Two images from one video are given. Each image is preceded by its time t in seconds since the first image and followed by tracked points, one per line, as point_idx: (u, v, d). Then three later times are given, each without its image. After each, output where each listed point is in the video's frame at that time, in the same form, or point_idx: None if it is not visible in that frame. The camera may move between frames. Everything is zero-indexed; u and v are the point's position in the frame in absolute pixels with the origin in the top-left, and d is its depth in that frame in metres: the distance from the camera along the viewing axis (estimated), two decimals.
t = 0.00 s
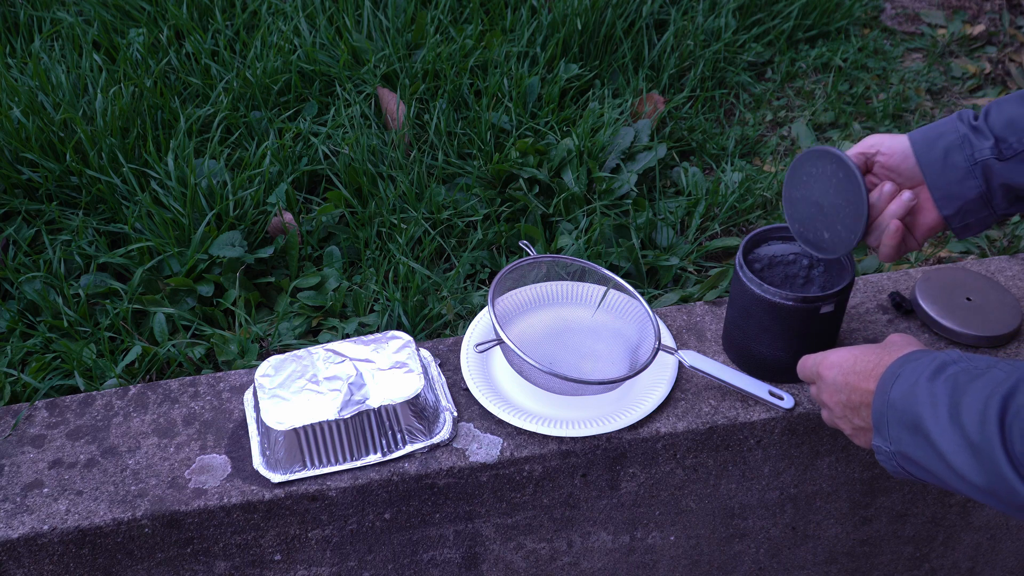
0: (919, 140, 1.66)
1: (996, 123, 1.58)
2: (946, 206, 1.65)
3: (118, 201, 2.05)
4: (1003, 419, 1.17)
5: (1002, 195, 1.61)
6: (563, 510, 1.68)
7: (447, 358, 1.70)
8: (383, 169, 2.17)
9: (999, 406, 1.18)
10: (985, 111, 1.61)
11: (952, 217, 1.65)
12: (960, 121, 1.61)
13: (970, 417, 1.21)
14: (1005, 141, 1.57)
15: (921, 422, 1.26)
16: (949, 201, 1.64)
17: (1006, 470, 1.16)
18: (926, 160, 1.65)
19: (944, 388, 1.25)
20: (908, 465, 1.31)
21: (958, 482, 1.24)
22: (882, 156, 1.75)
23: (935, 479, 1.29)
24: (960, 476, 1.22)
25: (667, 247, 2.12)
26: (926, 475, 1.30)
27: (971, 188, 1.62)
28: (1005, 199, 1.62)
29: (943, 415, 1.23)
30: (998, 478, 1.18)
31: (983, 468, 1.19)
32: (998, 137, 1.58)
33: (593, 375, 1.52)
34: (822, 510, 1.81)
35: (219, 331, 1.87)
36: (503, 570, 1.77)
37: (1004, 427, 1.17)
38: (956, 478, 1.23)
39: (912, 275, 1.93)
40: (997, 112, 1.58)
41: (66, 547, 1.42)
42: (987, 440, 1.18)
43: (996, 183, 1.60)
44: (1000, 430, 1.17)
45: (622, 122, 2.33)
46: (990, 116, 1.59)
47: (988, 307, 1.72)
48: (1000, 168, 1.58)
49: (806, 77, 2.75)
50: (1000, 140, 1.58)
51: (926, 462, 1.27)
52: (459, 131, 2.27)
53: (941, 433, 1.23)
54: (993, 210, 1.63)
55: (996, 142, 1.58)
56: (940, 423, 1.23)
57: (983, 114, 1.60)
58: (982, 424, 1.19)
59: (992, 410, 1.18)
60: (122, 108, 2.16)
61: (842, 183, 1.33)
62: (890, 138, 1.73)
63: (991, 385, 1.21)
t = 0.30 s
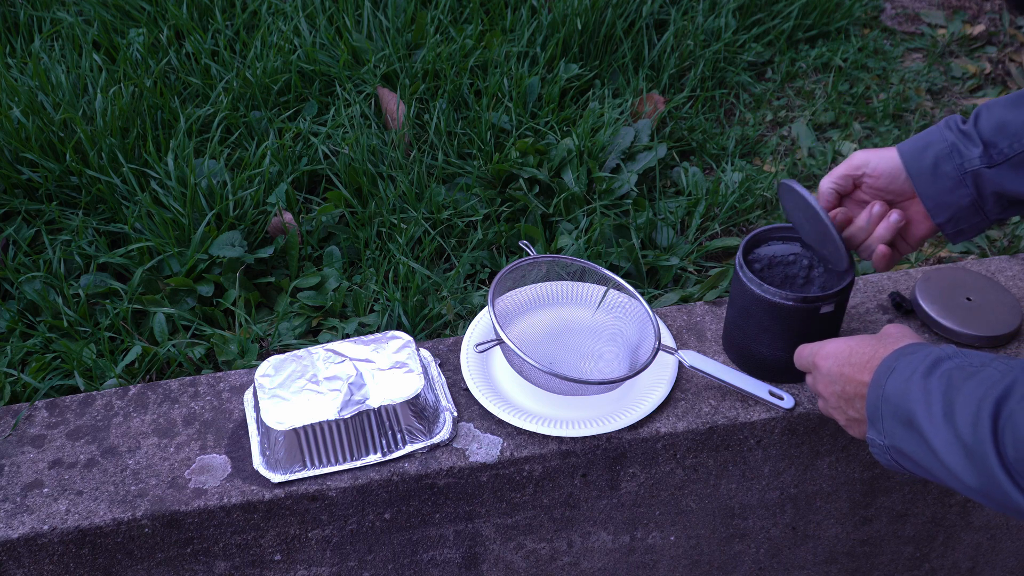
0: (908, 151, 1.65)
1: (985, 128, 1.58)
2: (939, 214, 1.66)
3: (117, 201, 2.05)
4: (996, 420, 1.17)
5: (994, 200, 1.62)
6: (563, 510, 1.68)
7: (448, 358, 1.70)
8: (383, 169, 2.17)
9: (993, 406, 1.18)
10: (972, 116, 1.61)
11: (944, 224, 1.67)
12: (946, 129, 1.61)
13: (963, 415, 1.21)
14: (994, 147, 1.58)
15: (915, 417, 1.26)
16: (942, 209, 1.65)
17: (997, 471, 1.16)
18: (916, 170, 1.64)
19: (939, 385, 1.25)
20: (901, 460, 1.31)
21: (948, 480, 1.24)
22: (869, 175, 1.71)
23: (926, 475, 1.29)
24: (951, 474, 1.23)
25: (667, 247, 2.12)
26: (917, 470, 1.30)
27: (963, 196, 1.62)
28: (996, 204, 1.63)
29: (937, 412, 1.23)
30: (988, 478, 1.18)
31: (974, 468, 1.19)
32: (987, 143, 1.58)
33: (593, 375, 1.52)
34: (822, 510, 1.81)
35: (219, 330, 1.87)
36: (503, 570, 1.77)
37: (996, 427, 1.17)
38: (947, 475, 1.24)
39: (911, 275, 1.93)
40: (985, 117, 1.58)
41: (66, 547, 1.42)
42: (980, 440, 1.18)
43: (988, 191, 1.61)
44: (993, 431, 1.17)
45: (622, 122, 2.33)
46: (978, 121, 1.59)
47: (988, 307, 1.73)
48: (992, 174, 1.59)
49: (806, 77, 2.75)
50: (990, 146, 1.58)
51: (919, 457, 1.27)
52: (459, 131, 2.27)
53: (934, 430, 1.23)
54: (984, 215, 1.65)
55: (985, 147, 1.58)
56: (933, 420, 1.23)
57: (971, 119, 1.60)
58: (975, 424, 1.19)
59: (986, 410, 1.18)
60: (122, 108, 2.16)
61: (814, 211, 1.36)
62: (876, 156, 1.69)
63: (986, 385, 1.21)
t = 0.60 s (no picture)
0: (909, 143, 1.65)
1: (986, 118, 1.58)
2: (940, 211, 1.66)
3: (117, 201, 2.05)
4: (990, 429, 1.17)
5: (995, 191, 1.63)
6: (563, 510, 1.68)
7: (447, 358, 1.71)
8: (383, 169, 2.17)
9: (988, 415, 1.18)
10: (971, 106, 1.61)
11: (944, 214, 1.67)
12: (947, 119, 1.61)
13: (958, 424, 1.21)
14: (996, 137, 1.58)
15: (910, 425, 1.26)
16: (942, 199, 1.66)
17: (991, 480, 1.16)
18: (917, 161, 1.64)
19: (934, 392, 1.25)
20: (898, 466, 1.32)
21: (945, 487, 1.25)
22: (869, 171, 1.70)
23: (923, 481, 1.30)
24: (947, 482, 1.23)
25: (667, 247, 2.12)
26: (914, 476, 1.31)
27: (964, 187, 1.63)
28: (996, 195, 1.64)
29: (932, 421, 1.23)
30: (983, 487, 1.18)
31: (969, 477, 1.19)
32: (989, 133, 1.58)
33: (593, 375, 1.52)
34: (822, 510, 1.81)
35: (219, 330, 1.87)
36: (503, 570, 1.77)
37: (991, 437, 1.17)
38: (943, 483, 1.24)
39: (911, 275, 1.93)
40: (986, 106, 1.58)
41: (66, 547, 1.42)
42: (974, 449, 1.18)
43: (989, 181, 1.62)
44: (988, 440, 1.17)
45: (622, 122, 2.33)
46: (979, 110, 1.59)
47: (988, 306, 1.73)
48: (993, 165, 1.60)
49: (806, 77, 2.75)
50: (991, 136, 1.58)
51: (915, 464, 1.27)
52: (459, 131, 2.27)
53: (929, 438, 1.23)
54: (984, 205, 1.65)
55: (988, 139, 1.58)
56: (928, 428, 1.24)
57: (973, 109, 1.60)
58: (970, 433, 1.19)
59: (981, 419, 1.18)
60: (122, 108, 2.16)
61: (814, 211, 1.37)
62: (879, 153, 1.67)
63: (981, 393, 1.20)
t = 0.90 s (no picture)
0: (921, 134, 1.66)
1: (996, 116, 1.58)
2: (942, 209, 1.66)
3: (117, 201, 2.05)
4: (986, 432, 1.17)
5: (1004, 189, 1.63)
6: (563, 510, 1.67)
7: (447, 358, 1.70)
8: (383, 169, 2.17)
9: (984, 418, 1.17)
10: (983, 104, 1.61)
11: (953, 207, 1.67)
12: (960, 114, 1.61)
13: (954, 426, 1.21)
14: (1006, 135, 1.58)
15: (907, 427, 1.26)
16: (951, 193, 1.66)
17: (986, 483, 1.16)
18: (927, 153, 1.65)
19: (931, 394, 1.25)
20: (895, 467, 1.32)
21: (941, 489, 1.25)
22: (881, 152, 1.73)
23: (920, 483, 1.29)
24: (943, 485, 1.23)
25: (667, 247, 2.12)
26: (911, 478, 1.31)
27: (973, 182, 1.63)
28: (1006, 192, 1.63)
29: (928, 422, 1.23)
30: (978, 489, 1.18)
31: (965, 480, 1.19)
32: (999, 131, 1.58)
33: (593, 376, 1.52)
34: (822, 510, 1.81)
35: (219, 330, 1.87)
36: (503, 570, 1.77)
37: (986, 439, 1.17)
38: (939, 486, 1.24)
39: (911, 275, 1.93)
40: (997, 104, 1.58)
41: (66, 547, 1.42)
42: (970, 452, 1.18)
43: (998, 179, 1.61)
44: (984, 443, 1.17)
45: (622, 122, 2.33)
46: (989, 109, 1.59)
47: (987, 307, 1.73)
48: (1002, 162, 1.59)
49: (806, 77, 2.75)
50: (1001, 134, 1.58)
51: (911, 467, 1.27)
52: (459, 131, 2.27)
53: (925, 440, 1.23)
54: (994, 202, 1.64)
55: (997, 137, 1.58)
56: (924, 430, 1.23)
57: (983, 106, 1.60)
58: (966, 436, 1.18)
59: (976, 422, 1.18)
60: (122, 108, 2.16)
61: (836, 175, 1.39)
62: (893, 134, 1.70)
63: (977, 395, 1.20)
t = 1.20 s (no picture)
0: (930, 132, 1.65)
1: (1002, 120, 1.58)
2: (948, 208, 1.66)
3: (117, 201, 2.05)
4: (987, 421, 1.17)
5: (1009, 191, 1.63)
6: (563, 510, 1.68)
7: (447, 358, 1.71)
8: (383, 169, 2.17)
9: (985, 407, 1.18)
10: (989, 107, 1.61)
11: (959, 210, 1.68)
12: (969, 116, 1.61)
13: (955, 415, 1.21)
14: (1013, 139, 1.58)
15: (909, 416, 1.27)
16: (958, 195, 1.66)
17: (986, 471, 1.16)
18: (935, 154, 1.64)
19: (934, 384, 1.25)
20: (896, 458, 1.32)
21: (941, 479, 1.24)
22: (891, 146, 1.75)
23: (921, 474, 1.29)
24: (944, 474, 1.23)
25: (667, 247, 2.12)
26: (912, 469, 1.31)
27: (979, 184, 1.63)
28: (1011, 195, 1.63)
29: (930, 412, 1.24)
30: (977, 478, 1.18)
31: (965, 468, 1.19)
32: (1006, 134, 1.58)
33: (593, 375, 1.52)
34: (822, 510, 1.81)
35: (219, 330, 1.87)
36: (503, 570, 1.77)
37: (987, 428, 1.17)
38: (940, 476, 1.24)
39: (911, 275, 1.93)
40: (1004, 108, 1.59)
41: (66, 547, 1.42)
42: (970, 440, 1.18)
43: (1004, 181, 1.61)
44: (984, 432, 1.17)
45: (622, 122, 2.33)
46: (995, 113, 1.60)
47: (988, 307, 1.73)
48: (1008, 165, 1.59)
49: (806, 77, 2.75)
50: (1007, 138, 1.58)
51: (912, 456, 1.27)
52: (459, 131, 2.27)
53: (926, 429, 1.23)
54: (1000, 205, 1.64)
55: (1003, 140, 1.58)
56: (926, 419, 1.24)
57: (990, 110, 1.60)
58: (967, 424, 1.19)
59: (978, 411, 1.18)
60: (122, 108, 2.16)
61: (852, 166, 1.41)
62: (904, 129, 1.72)
63: (979, 385, 1.21)
